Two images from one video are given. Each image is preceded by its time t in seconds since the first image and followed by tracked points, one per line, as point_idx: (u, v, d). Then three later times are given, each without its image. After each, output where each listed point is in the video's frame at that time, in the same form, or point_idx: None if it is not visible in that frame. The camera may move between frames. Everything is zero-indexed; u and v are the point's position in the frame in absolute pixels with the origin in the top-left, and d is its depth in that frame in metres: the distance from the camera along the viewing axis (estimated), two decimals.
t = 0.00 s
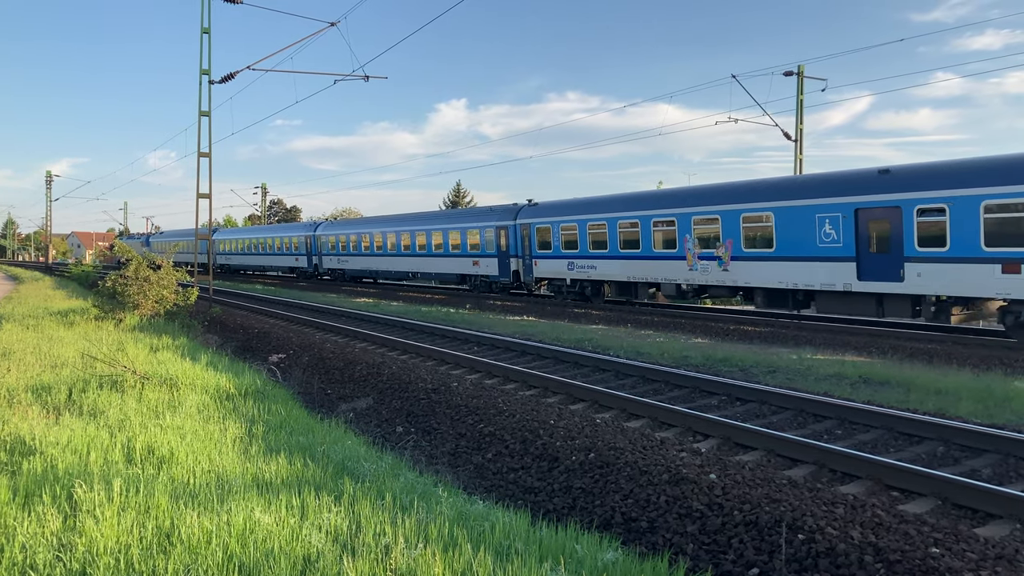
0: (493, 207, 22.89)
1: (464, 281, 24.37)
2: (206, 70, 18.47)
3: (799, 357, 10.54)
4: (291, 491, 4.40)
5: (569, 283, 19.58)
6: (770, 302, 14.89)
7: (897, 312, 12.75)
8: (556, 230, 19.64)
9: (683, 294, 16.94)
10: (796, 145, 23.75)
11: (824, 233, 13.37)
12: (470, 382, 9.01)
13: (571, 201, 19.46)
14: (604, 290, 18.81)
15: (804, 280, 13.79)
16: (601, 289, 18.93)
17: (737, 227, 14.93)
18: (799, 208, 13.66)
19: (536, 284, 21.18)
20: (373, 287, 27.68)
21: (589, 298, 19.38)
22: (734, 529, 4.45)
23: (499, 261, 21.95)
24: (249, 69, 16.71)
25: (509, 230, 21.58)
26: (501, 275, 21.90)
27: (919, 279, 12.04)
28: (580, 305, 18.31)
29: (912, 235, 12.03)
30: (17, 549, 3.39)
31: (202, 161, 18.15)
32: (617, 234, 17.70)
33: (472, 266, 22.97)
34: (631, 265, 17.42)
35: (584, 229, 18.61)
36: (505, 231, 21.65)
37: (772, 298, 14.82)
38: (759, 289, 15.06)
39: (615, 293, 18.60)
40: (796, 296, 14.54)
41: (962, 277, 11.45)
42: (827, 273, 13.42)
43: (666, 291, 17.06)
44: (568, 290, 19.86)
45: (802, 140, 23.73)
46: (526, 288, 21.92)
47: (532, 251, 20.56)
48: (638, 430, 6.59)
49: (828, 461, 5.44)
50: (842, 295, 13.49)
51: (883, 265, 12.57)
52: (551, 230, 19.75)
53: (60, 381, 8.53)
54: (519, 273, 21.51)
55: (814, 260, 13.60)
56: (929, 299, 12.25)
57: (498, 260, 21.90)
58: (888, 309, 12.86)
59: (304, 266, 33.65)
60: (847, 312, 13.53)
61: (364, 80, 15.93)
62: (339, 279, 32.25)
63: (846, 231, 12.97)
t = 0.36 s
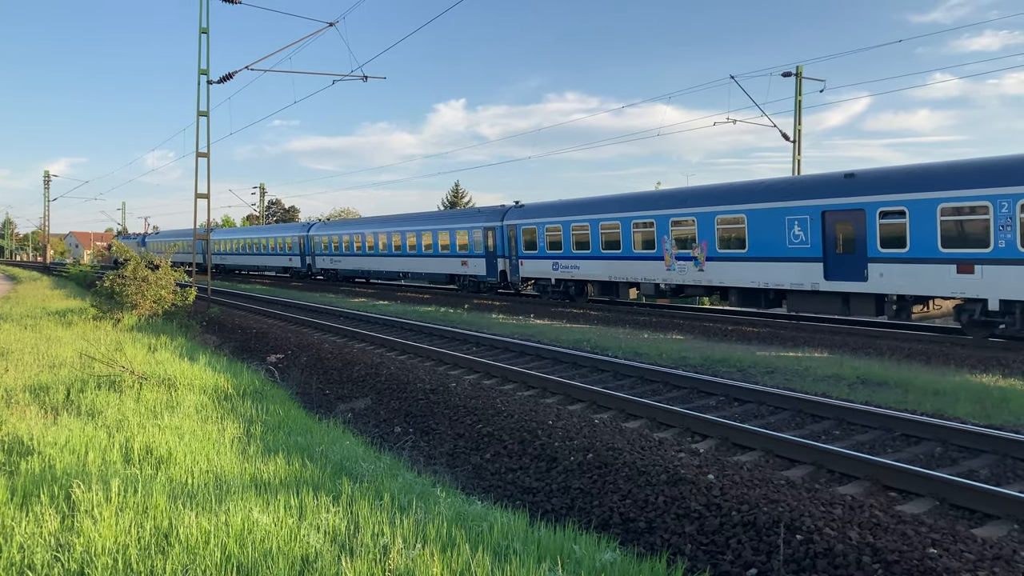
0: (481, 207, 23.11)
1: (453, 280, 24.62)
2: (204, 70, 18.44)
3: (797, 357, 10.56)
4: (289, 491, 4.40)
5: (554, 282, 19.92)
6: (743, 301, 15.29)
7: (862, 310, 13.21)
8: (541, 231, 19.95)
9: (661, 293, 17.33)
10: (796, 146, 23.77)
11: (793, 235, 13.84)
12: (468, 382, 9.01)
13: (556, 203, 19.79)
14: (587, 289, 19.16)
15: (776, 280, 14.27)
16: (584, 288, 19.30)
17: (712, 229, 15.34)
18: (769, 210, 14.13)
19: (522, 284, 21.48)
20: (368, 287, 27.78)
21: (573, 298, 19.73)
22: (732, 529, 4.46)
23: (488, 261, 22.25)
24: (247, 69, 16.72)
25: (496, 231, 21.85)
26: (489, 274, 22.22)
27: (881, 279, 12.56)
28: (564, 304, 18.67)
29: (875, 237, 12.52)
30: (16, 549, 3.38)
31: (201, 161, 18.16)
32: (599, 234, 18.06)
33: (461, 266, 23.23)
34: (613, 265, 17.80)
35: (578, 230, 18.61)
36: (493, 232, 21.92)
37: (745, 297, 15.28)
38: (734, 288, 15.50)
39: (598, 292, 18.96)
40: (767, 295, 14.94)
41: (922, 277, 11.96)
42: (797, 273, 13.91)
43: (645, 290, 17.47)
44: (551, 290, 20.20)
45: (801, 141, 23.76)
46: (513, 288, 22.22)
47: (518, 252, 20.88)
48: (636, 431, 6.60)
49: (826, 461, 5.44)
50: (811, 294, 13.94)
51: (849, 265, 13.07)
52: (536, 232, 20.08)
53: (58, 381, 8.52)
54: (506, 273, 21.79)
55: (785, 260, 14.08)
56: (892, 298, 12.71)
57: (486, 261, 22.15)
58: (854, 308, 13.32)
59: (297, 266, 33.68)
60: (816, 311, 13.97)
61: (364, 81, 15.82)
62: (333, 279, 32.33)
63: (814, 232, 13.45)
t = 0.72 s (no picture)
0: (470, 207, 23.40)
1: (442, 280, 24.91)
2: (201, 69, 18.39)
3: (794, 357, 10.57)
4: (286, 491, 4.40)
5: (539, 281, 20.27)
6: (717, 299, 15.68)
7: (828, 308, 13.53)
8: (526, 231, 20.27)
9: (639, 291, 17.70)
10: (792, 146, 23.83)
11: (763, 235, 14.17)
12: (465, 382, 9.01)
13: (542, 204, 20.07)
14: (570, 288, 19.48)
15: (746, 279, 14.55)
16: (567, 287, 19.65)
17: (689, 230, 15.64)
18: (740, 211, 14.44)
19: (508, 283, 21.80)
20: (362, 286, 27.84)
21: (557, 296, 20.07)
22: (729, 529, 4.46)
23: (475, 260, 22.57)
24: (245, 69, 16.70)
25: (482, 232, 22.19)
26: (476, 274, 22.57)
27: (846, 278, 12.88)
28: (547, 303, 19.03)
29: (839, 237, 12.87)
30: (12, 549, 3.37)
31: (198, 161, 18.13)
32: (581, 235, 18.37)
33: (450, 266, 23.53)
34: (594, 265, 18.13)
35: (573, 229, 18.65)
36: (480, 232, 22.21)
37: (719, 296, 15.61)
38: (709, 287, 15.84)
39: (581, 291, 19.30)
40: (740, 293, 15.33)
41: (884, 276, 12.31)
42: (766, 272, 14.21)
43: (624, 289, 17.81)
44: (537, 288, 20.60)
45: (797, 141, 23.80)
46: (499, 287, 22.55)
47: (503, 251, 21.21)
48: (633, 430, 6.61)
49: (823, 460, 5.45)
50: (781, 292, 14.29)
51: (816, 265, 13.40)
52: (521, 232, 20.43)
53: (54, 381, 8.50)
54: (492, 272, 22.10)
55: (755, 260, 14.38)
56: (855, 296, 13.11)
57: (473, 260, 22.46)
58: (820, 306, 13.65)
59: (290, 266, 33.76)
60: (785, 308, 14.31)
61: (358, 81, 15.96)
62: (321, 279, 32.57)
63: (783, 233, 13.78)
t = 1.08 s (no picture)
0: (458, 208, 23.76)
1: (431, 279, 25.22)
2: (198, 69, 18.35)
3: (792, 357, 10.56)
4: (282, 491, 4.39)
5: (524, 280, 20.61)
6: (693, 298, 16.15)
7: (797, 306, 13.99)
8: (524, 231, 20.27)
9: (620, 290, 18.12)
10: (790, 145, 23.83)
11: (736, 235, 14.62)
12: (463, 381, 9.01)
13: (527, 205, 20.43)
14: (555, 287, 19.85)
15: (719, 278, 14.98)
16: (552, 286, 19.98)
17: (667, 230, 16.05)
18: (714, 212, 14.92)
19: (495, 282, 22.11)
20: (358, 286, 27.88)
21: (542, 295, 20.44)
22: (727, 528, 4.47)
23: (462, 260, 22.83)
24: (243, 68, 16.69)
25: (470, 232, 22.51)
26: (463, 273, 22.86)
27: (813, 276, 13.34)
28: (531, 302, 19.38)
29: (807, 237, 13.35)
30: (8, 549, 3.37)
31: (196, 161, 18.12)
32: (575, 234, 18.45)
33: (438, 265, 23.83)
34: (577, 264, 18.47)
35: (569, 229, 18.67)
36: (467, 232, 22.56)
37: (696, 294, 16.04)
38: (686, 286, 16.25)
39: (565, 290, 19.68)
40: (714, 292, 15.79)
41: (849, 275, 12.80)
42: (738, 271, 14.66)
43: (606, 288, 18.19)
44: (523, 287, 20.94)
45: (795, 140, 23.80)
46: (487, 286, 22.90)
47: (490, 251, 21.57)
48: (631, 430, 6.61)
49: (820, 460, 5.46)
50: (754, 290, 14.70)
51: (786, 264, 13.85)
52: (507, 232, 20.80)
53: (51, 381, 8.51)
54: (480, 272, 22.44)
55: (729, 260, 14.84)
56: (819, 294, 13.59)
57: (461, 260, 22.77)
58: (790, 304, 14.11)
59: (283, 265, 33.73)
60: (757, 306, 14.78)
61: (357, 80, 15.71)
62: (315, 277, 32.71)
63: (754, 233, 14.25)
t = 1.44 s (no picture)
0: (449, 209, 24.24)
1: (424, 278, 25.65)
2: (199, 69, 18.32)
3: (792, 357, 10.56)
4: (283, 491, 4.39)
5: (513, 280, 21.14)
6: (673, 296, 16.64)
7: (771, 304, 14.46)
8: (525, 231, 20.29)
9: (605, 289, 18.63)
10: (790, 145, 23.82)
11: (713, 235, 15.08)
12: (463, 381, 9.01)
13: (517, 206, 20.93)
14: (543, 286, 20.35)
15: (696, 277, 15.44)
16: (540, 285, 20.48)
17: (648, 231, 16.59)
18: (692, 213, 15.40)
19: (485, 281, 22.62)
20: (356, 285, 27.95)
21: (531, 294, 20.99)
22: (727, 529, 4.46)
23: (453, 259, 23.31)
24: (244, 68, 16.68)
25: (460, 232, 23.01)
26: (454, 272, 23.34)
27: (784, 276, 13.77)
28: (520, 300, 19.83)
29: (779, 237, 13.79)
30: (8, 549, 3.37)
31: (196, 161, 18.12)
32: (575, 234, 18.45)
33: (430, 265, 24.28)
34: (562, 263, 18.98)
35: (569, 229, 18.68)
36: (458, 232, 23.06)
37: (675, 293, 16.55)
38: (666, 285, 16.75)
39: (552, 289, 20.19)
40: (692, 290, 16.30)
41: (817, 274, 13.23)
42: (715, 270, 15.11)
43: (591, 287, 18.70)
44: (512, 286, 21.48)
45: (796, 140, 23.79)
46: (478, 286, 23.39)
47: (480, 251, 22.08)
48: (631, 430, 6.61)
49: (820, 460, 5.46)
50: (730, 288, 15.18)
51: (760, 264, 14.29)
52: (496, 233, 21.32)
53: (52, 380, 8.52)
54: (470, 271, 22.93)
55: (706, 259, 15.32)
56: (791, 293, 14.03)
57: (452, 259, 23.23)
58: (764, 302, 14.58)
59: (284, 265, 33.74)
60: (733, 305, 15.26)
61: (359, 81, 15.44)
62: (311, 276, 32.87)
63: (729, 233, 14.70)
